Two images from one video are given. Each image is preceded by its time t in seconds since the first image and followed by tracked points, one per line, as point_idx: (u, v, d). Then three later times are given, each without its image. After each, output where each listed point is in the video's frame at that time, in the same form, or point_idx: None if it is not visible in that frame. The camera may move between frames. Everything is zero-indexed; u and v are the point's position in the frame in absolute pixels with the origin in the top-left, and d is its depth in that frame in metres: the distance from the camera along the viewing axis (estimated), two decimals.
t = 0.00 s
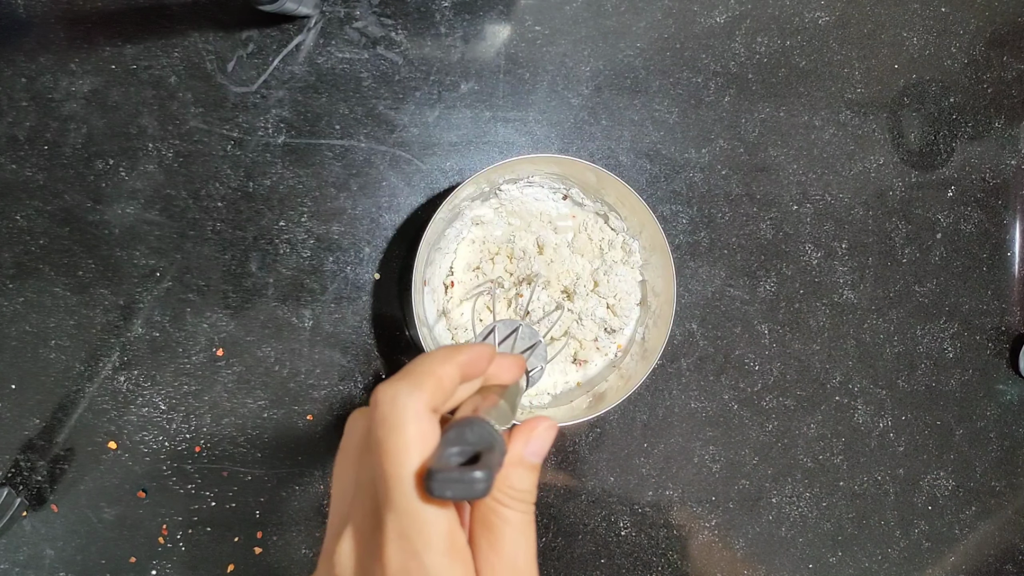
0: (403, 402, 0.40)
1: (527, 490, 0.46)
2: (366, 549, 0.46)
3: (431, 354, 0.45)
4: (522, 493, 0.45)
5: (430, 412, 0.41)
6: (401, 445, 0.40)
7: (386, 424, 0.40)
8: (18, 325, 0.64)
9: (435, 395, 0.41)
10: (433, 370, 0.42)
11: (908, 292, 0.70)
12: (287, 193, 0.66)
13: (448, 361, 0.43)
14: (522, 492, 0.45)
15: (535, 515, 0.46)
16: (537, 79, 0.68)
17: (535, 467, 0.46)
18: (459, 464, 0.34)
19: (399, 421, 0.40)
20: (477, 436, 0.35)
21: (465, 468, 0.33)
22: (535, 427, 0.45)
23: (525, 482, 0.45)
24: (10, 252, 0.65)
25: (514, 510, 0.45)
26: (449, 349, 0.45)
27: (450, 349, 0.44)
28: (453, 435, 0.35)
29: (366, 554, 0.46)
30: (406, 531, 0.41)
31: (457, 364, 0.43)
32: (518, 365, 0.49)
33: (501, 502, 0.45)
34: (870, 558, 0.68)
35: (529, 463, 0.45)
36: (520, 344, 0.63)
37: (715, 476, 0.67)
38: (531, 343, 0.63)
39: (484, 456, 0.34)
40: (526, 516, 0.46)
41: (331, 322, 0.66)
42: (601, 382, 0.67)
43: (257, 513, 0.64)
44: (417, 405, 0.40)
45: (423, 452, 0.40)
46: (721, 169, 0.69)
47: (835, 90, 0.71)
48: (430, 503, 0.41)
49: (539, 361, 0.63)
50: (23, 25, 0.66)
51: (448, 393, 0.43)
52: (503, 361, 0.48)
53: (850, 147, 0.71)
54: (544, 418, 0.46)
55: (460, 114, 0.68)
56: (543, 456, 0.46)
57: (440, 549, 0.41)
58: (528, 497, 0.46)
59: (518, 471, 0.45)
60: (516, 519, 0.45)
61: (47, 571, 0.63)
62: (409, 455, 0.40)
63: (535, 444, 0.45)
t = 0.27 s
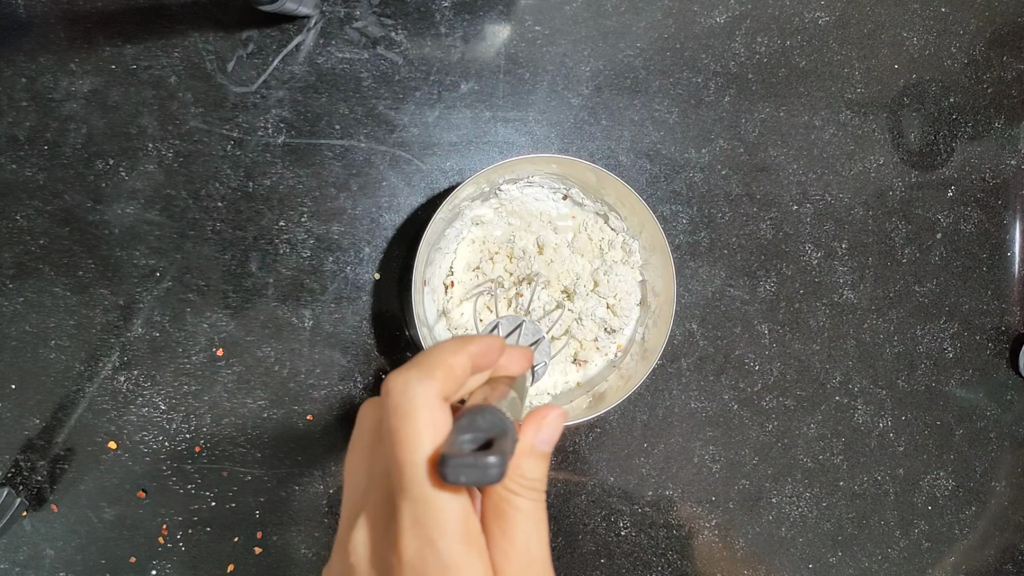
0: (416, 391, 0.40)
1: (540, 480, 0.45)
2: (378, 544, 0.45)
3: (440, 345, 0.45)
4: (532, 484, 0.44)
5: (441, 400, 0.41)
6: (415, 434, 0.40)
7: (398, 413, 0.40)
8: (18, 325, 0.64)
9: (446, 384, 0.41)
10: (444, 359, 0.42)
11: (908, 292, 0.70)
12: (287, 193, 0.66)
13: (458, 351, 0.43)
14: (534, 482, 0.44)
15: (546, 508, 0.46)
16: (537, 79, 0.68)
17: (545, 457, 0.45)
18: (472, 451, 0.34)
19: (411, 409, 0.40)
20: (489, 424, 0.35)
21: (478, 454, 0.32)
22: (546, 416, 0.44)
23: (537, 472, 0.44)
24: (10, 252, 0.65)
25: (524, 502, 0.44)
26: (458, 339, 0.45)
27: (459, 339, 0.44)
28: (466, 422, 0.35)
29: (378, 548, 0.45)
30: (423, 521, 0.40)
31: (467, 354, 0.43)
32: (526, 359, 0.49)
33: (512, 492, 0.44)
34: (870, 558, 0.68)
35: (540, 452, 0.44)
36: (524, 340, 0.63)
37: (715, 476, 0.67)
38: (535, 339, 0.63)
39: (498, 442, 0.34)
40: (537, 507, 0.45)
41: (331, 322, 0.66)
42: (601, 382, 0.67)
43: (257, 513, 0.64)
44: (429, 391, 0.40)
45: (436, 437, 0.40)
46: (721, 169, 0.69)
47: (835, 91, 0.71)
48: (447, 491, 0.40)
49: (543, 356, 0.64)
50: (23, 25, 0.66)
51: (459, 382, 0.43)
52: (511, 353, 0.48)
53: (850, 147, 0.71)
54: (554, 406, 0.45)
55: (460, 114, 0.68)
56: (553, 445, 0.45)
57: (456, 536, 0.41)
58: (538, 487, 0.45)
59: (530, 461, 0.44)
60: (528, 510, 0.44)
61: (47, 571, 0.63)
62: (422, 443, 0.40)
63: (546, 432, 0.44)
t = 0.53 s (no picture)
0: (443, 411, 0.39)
1: (568, 492, 0.43)
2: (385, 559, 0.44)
3: (471, 366, 0.44)
4: (562, 495, 0.43)
5: (467, 424, 0.40)
6: (436, 454, 0.38)
7: (422, 431, 0.39)
8: (19, 325, 0.64)
9: (474, 409, 0.40)
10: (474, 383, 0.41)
11: (908, 292, 0.70)
12: (287, 193, 0.66)
13: (490, 378, 0.42)
14: (563, 493, 0.43)
15: (581, 523, 0.44)
16: (537, 79, 0.68)
17: (569, 467, 0.44)
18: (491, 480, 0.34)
19: (436, 429, 0.39)
20: (508, 451, 0.35)
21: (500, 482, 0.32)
22: (552, 428, 0.44)
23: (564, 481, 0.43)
24: (9, 252, 0.65)
25: (559, 520, 0.42)
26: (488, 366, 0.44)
27: (490, 368, 0.43)
28: (484, 449, 0.35)
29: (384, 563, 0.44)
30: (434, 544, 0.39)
31: (497, 382, 0.42)
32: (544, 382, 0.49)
33: (545, 509, 0.42)
34: (869, 558, 0.68)
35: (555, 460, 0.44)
36: (531, 348, 0.62)
37: (716, 476, 0.67)
38: (542, 347, 0.62)
39: (516, 472, 0.34)
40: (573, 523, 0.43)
41: (331, 322, 0.66)
42: (601, 382, 0.67)
43: (258, 513, 0.64)
44: (456, 415, 0.39)
45: (458, 463, 0.39)
46: (721, 169, 0.69)
47: (835, 91, 0.71)
48: (462, 515, 0.39)
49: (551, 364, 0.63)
50: (23, 25, 0.66)
51: (487, 407, 0.41)
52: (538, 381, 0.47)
53: (850, 147, 0.71)
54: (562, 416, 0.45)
55: (460, 114, 0.68)
56: (567, 450, 0.45)
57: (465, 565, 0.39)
58: (571, 498, 0.43)
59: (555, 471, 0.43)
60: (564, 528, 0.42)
61: (47, 572, 0.63)
62: (444, 465, 0.38)
63: (558, 439, 0.44)
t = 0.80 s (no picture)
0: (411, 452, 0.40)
1: (538, 531, 0.43)
2: None
3: (446, 402, 0.44)
4: (534, 534, 0.43)
5: (436, 465, 0.40)
6: (402, 496, 0.39)
7: (389, 473, 0.40)
8: (18, 325, 0.64)
9: (443, 449, 0.41)
10: (445, 423, 0.41)
11: (908, 292, 0.70)
12: (287, 193, 0.66)
13: (463, 416, 0.42)
14: (533, 533, 0.43)
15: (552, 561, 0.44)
16: (537, 79, 0.68)
17: (541, 504, 0.44)
18: (456, 527, 0.33)
19: (404, 471, 0.40)
20: (476, 493, 0.35)
21: (464, 532, 0.32)
22: (527, 463, 0.45)
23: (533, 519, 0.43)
24: (9, 252, 0.65)
25: (529, 561, 0.42)
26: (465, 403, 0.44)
27: (465, 404, 0.43)
28: (454, 490, 0.35)
29: None
30: None
31: (472, 419, 0.42)
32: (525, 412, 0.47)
33: (516, 547, 0.42)
34: (869, 558, 0.67)
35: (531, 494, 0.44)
36: (521, 363, 0.60)
37: (716, 476, 0.67)
38: (531, 361, 0.60)
39: (483, 516, 0.33)
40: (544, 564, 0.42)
41: (331, 322, 0.66)
42: (601, 382, 0.67)
43: (257, 513, 0.64)
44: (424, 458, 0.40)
45: (424, 506, 0.39)
46: (721, 169, 0.69)
47: (835, 91, 0.71)
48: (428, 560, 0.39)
49: (540, 380, 0.61)
50: (23, 25, 0.66)
51: (458, 448, 0.42)
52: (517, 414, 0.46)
53: (850, 147, 0.71)
54: (538, 449, 0.45)
55: (460, 114, 0.68)
56: (543, 489, 0.45)
57: None
58: (542, 537, 0.43)
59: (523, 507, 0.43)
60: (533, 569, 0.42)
61: (46, 572, 0.63)
62: (410, 507, 0.39)
63: (531, 475, 0.45)
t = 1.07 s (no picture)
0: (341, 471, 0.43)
1: (475, 545, 0.44)
2: None
3: (387, 417, 0.47)
4: (471, 546, 0.44)
5: (365, 481, 0.43)
6: (332, 513, 0.42)
7: (321, 489, 0.43)
8: (18, 325, 0.64)
9: (374, 465, 0.43)
10: (379, 438, 0.44)
11: (908, 292, 0.70)
12: (287, 193, 0.66)
13: (398, 432, 0.44)
14: (466, 548, 0.44)
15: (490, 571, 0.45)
16: (537, 79, 0.68)
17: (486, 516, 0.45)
18: (384, 544, 0.34)
19: (334, 489, 0.43)
20: (406, 509, 0.35)
21: (387, 549, 0.33)
22: (468, 476, 0.43)
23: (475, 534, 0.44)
24: (10, 252, 0.65)
25: (465, 572, 0.44)
26: (404, 417, 0.45)
27: (403, 419, 0.45)
28: (386, 506, 0.35)
29: None
30: None
31: (405, 437, 0.44)
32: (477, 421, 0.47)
33: (454, 560, 0.44)
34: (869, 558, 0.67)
35: (477, 507, 0.44)
36: (499, 367, 0.59)
37: (716, 476, 0.67)
38: (511, 365, 0.59)
39: (409, 533, 0.34)
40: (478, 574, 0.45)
41: (331, 322, 0.66)
42: (601, 382, 0.66)
43: (258, 513, 0.64)
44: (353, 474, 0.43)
45: (352, 521, 0.42)
46: (721, 169, 0.69)
47: (835, 91, 0.71)
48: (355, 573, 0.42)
49: (521, 385, 0.59)
50: (23, 25, 0.66)
51: (392, 462, 0.44)
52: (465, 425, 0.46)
53: (850, 147, 0.71)
54: (483, 460, 0.44)
55: (460, 114, 0.68)
56: (488, 499, 0.44)
57: None
58: (480, 547, 0.45)
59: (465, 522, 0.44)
60: None
61: (46, 572, 0.63)
62: (338, 523, 0.42)
63: (473, 489, 0.44)
